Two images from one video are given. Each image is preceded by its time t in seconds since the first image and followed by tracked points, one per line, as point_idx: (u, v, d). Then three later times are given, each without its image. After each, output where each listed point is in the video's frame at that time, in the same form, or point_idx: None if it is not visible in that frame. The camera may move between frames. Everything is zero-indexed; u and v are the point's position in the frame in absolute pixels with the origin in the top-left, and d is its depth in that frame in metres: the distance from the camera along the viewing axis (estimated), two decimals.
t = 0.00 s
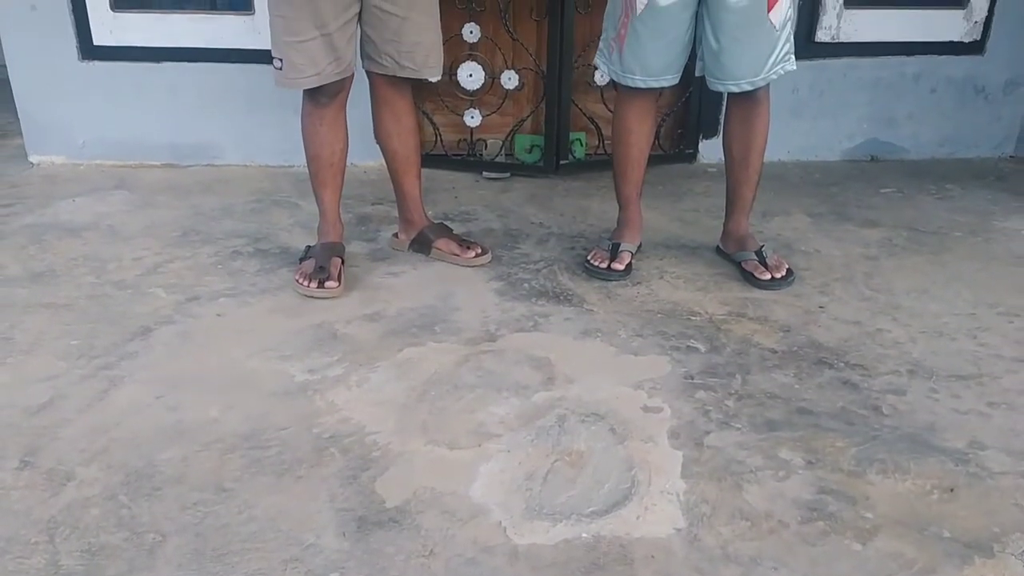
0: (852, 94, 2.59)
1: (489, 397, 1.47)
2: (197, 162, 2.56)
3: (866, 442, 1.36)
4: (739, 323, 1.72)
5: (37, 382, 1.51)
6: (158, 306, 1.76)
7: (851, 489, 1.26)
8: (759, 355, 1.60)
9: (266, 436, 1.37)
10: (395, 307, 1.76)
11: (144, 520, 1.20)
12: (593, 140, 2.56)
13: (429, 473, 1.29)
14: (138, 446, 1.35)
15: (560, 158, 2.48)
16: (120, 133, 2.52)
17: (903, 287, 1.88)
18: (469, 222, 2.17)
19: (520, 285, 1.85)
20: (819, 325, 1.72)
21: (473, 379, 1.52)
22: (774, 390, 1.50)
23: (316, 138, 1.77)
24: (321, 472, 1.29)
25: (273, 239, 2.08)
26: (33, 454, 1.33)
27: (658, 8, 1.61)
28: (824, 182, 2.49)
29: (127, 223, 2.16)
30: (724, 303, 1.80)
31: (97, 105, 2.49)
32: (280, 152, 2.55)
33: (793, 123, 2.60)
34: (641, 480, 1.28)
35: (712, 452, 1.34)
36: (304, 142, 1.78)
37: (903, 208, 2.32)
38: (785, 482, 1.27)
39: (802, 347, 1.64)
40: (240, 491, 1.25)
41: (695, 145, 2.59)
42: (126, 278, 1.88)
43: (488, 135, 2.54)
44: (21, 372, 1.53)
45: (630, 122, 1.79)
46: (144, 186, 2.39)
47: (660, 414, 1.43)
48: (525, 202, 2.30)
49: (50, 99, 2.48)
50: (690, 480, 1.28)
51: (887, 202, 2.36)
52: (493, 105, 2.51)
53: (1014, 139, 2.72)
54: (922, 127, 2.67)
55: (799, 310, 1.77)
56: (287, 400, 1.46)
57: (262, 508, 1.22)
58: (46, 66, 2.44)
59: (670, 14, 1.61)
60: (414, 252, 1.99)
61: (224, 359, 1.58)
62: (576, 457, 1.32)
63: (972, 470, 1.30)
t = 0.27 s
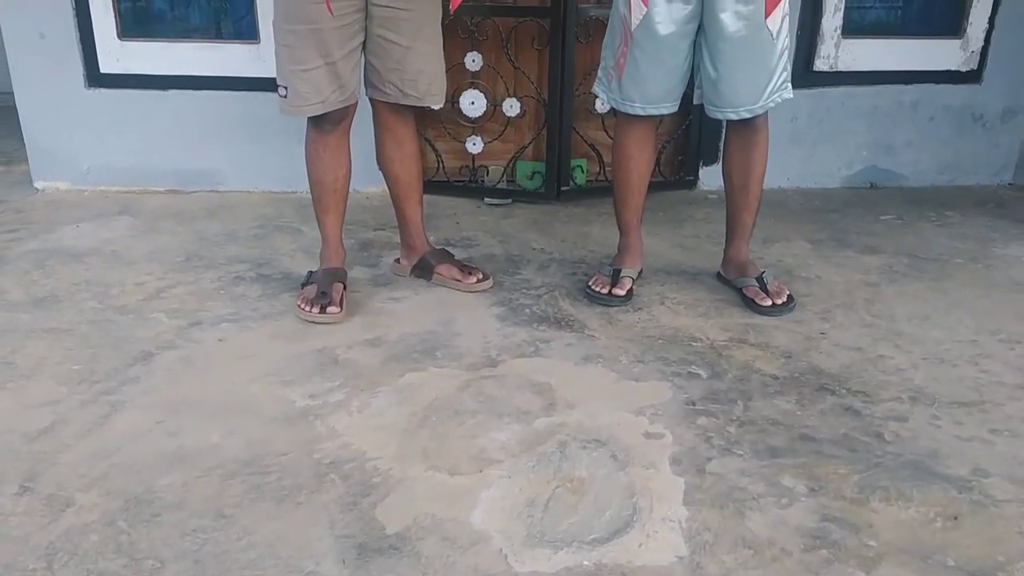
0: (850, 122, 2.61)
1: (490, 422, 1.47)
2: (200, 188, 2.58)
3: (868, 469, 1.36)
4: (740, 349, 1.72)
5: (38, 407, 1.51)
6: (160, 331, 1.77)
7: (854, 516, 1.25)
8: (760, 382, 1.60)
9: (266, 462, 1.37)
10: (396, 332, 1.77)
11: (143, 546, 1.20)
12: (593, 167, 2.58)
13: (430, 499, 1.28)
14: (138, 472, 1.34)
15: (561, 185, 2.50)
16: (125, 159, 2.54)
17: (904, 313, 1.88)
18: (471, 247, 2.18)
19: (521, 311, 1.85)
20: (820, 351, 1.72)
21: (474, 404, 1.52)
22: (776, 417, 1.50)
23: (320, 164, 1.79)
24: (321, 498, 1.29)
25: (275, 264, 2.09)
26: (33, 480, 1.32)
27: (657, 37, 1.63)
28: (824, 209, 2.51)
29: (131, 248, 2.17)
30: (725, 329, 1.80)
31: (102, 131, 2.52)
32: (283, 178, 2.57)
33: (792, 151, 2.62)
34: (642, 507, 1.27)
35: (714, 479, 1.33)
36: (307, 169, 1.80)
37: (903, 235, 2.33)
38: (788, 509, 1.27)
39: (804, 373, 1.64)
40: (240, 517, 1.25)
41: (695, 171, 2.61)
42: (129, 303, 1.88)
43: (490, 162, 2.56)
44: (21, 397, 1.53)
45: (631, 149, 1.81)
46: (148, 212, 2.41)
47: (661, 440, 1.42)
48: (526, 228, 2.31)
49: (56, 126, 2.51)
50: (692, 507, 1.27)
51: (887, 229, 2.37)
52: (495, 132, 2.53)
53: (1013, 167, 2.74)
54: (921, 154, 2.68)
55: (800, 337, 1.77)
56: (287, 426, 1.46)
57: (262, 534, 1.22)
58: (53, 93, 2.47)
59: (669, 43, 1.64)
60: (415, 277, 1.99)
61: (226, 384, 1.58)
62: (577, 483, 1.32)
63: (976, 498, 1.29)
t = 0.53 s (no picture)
0: (848, 154, 2.63)
1: (491, 452, 1.46)
2: (204, 219, 2.60)
3: (871, 501, 1.35)
4: (741, 380, 1.72)
5: (39, 436, 1.50)
6: (162, 360, 1.77)
7: (858, 549, 1.25)
8: (762, 412, 1.60)
9: (266, 492, 1.36)
10: (397, 361, 1.77)
11: None
12: (594, 198, 2.60)
13: (431, 530, 1.28)
14: (137, 502, 1.34)
15: (562, 215, 2.52)
16: (129, 190, 2.56)
17: (905, 344, 1.88)
18: (472, 277, 2.19)
19: (522, 340, 1.86)
20: (822, 381, 1.72)
21: (475, 434, 1.52)
22: (777, 448, 1.49)
23: (323, 194, 1.80)
24: (321, 528, 1.28)
25: (277, 293, 2.10)
26: (32, 509, 1.32)
27: (658, 69, 1.65)
28: (823, 240, 2.52)
29: (134, 277, 2.18)
30: (726, 359, 1.80)
31: (107, 163, 2.54)
32: (286, 208, 2.59)
33: (791, 183, 2.64)
34: (644, 538, 1.26)
35: (716, 510, 1.33)
36: (311, 199, 1.82)
37: (902, 266, 2.34)
38: (791, 541, 1.26)
39: (805, 403, 1.64)
40: (239, 548, 1.24)
41: (695, 202, 2.63)
42: (131, 332, 1.89)
43: (491, 193, 2.58)
44: (22, 426, 1.53)
45: (631, 180, 1.82)
46: (151, 241, 2.42)
47: (663, 471, 1.42)
48: (527, 258, 2.32)
49: (62, 156, 2.53)
50: (694, 538, 1.26)
51: (887, 260, 2.38)
52: (496, 163, 2.55)
53: (1011, 199, 2.75)
54: (919, 186, 2.70)
55: (801, 367, 1.78)
56: (288, 455, 1.45)
57: (261, 565, 1.21)
58: (60, 125, 2.50)
59: (669, 76, 1.66)
60: (417, 307, 2.00)
61: (226, 413, 1.58)
62: (578, 514, 1.31)
63: (980, 530, 1.29)
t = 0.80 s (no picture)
0: (847, 174, 2.64)
1: (490, 471, 1.46)
2: (205, 238, 2.60)
3: (873, 521, 1.35)
4: (742, 399, 1.71)
5: (37, 455, 1.50)
6: (162, 379, 1.77)
7: (859, 569, 1.24)
8: (762, 431, 1.60)
9: (264, 512, 1.35)
10: (397, 379, 1.77)
11: None
12: (594, 217, 2.60)
13: (430, 550, 1.27)
14: (135, 521, 1.33)
15: (562, 234, 2.52)
16: (130, 209, 2.57)
17: (905, 363, 1.88)
18: (472, 295, 2.19)
19: (522, 359, 1.86)
20: (822, 400, 1.71)
21: (475, 453, 1.51)
22: (778, 467, 1.49)
23: (324, 214, 1.81)
24: (319, 548, 1.27)
25: (278, 311, 2.10)
26: (28, 529, 1.31)
27: (657, 90, 1.66)
28: (822, 259, 2.53)
29: (134, 296, 2.18)
30: (726, 378, 1.80)
31: (109, 182, 2.55)
32: (287, 227, 2.60)
33: (790, 202, 2.65)
34: (645, 558, 1.25)
35: (717, 530, 1.32)
36: (312, 218, 1.82)
37: (901, 285, 2.34)
38: (793, 562, 1.25)
39: (806, 422, 1.63)
40: (237, 568, 1.23)
41: (694, 222, 2.64)
42: (131, 350, 1.89)
43: (492, 212, 2.59)
44: (20, 445, 1.53)
45: (631, 199, 1.83)
46: (152, 260, 2.43)
47: (663, 490, 1.41)
48: (527, 277, 2.32)
49: (64, 175, 2.54)
50: (695, 559, 1.26)
51: (886, 279, 2.38)
52: (497, 183, 2.57)
53: (1010, 218, 2.76)
54: (918, 206, 2.71)
55: (802, 386, 1.77)
56: (287, 475, 1.45)
57: None
58: (62, 145, 2.52)
59: (668, 96, 1.67)
60: (417, 325, 2.00)
61: (225, 432, 1.58)
62: (578, 534, 1.30)
63: (983, 551, 1.28)
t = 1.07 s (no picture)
0: (846, 198, 2.66)
1: (491, 496, 1.45)
2: (207, 261, 2.61)
3: (876, 547, 1.34)
4: (744, 423, 1.71)
5: (36, 478, 1.49)
6: (162, 402, 1.77)
7: None
8: (764, 456, 1.59)
9: (264, 536, 1.35)
10: (398, 403, 1.76)
11: None
12: (595, 240, 2.61)
13: None
14: (134, 546, 1.32)
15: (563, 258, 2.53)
16: (133, 233, 2.58)
17: (907, 388, 1.88)
18: (473, 318, 2.20)
19: (523, 382, 1.86)
20: (824, 425, 1.71)
21: (475, 477, 1.51)
22: (781, 492, 1.48)
23: (326, 238, 1.82)
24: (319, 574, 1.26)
25: (279, 334, 2.10)
26: (26, 553, 1.30)
27: (657, 116, 1.68)
28: (823, 283, 2.53)
29: (136, 319, 2.18)
30: (728, 403, 1.79)
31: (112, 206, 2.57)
32: (289, 250, 2.61)
33: (790, 227, 2.66)
34: None
35: (719, 556, 1.31)
36: (314, 242, 1.83)
37: (902, 309, 2.34)
38: None
39: (808, 447, 1.63)
40: None
41: (695, 245, 2.64)
42: (132, 374, 1.89)
43: (493, 235, 2.60)
44: (20, 469, 1.52)
45: (631, 223, 1.84)
46: (154, 283, 2.44)
47: (665, 516, 1.41)
48: (528, 300, 2.33)
49: (68, 198, 2.56)
50: None
51: (887, 303, 2.39)
52: (498, 206, 2.58)
53: (1009, 243, 2.77)
54: (918, 230, 2.73)
55: (803, 410, 1.77)
56: (286, 499, 1.44)
57: None
58: (66, 169, 2.53)
59: (669, 122, 1.68)
60: (418, 348, 2.00)
61: (226, 455, 1.57)
62: (579, 560, 1.29)
63: None
